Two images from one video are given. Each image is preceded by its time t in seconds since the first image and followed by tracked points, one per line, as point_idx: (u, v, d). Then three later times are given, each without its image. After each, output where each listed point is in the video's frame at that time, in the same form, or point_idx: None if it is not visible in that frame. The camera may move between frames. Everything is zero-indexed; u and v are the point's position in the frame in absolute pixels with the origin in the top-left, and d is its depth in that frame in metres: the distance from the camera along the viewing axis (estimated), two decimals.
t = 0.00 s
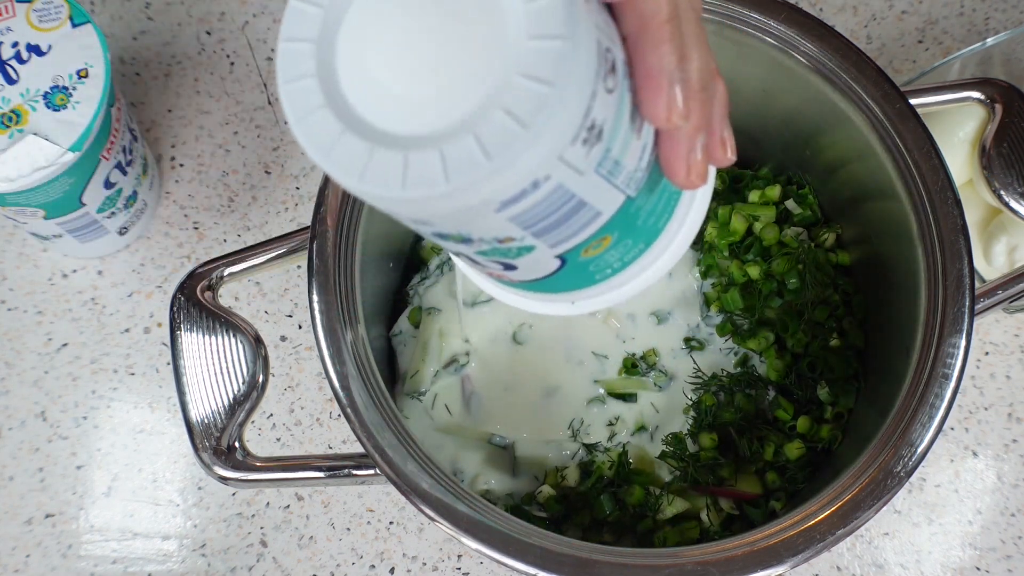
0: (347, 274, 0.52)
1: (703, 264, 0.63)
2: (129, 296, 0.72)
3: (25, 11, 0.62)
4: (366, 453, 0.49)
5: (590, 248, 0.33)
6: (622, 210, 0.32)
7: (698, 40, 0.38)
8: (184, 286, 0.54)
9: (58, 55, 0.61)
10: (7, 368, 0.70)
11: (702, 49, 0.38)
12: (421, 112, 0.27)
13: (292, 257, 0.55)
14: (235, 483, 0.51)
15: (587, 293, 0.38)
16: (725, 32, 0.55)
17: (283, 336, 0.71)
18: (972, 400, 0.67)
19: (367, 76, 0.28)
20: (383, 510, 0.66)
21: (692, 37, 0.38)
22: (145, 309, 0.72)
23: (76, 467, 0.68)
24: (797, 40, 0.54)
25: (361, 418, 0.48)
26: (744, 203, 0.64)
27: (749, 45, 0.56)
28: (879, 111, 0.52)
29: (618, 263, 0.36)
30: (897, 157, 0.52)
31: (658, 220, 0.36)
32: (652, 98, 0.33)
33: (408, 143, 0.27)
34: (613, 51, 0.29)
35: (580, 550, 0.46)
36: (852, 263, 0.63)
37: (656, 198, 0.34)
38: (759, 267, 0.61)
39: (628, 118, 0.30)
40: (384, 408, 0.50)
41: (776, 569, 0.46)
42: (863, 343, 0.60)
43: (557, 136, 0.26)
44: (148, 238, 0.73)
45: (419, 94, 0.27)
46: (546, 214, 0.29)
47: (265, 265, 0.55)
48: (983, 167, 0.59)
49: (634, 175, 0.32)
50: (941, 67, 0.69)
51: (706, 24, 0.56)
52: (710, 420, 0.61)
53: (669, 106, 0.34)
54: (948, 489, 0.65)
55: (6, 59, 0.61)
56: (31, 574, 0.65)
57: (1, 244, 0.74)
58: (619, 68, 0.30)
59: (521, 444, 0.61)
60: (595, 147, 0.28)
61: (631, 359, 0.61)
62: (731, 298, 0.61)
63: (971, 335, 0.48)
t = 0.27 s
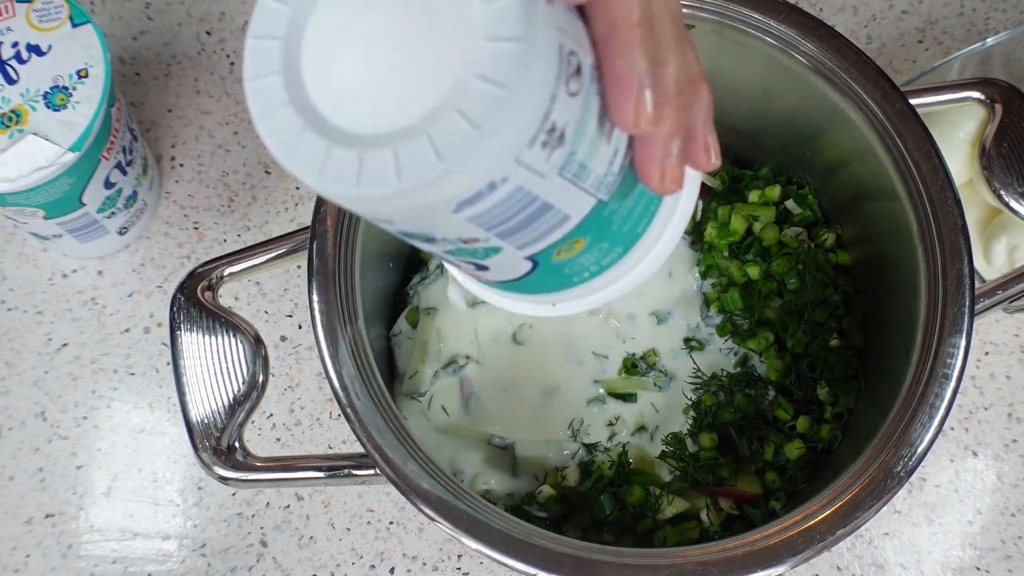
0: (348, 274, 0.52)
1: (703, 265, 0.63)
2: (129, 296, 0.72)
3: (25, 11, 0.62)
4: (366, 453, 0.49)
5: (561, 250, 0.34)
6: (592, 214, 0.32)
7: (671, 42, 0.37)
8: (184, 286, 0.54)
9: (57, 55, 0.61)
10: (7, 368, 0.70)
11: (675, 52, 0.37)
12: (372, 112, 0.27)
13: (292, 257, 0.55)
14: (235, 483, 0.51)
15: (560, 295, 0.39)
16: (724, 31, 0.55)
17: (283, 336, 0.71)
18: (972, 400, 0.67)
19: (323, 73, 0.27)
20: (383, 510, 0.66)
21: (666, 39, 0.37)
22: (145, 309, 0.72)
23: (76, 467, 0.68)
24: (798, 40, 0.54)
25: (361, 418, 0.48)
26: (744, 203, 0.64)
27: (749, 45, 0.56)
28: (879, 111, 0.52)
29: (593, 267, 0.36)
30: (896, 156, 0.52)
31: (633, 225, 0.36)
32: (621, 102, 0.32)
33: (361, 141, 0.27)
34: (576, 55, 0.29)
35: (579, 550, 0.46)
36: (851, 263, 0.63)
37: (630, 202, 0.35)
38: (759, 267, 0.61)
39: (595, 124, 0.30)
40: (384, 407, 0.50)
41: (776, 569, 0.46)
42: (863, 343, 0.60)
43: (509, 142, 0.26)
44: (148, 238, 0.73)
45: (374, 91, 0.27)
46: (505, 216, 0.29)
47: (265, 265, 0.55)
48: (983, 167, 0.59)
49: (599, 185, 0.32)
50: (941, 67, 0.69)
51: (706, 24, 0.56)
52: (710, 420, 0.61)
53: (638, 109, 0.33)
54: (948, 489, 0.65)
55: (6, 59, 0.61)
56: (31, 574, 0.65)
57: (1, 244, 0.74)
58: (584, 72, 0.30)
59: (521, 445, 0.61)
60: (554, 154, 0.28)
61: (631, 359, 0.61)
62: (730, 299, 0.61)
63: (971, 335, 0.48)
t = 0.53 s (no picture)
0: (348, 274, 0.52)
1: (703, 265, 0.63)
2: (129, 296, 0.72)
3: (25, 11, 0.62)
4: (366, 453, 0.49)
5: (447, 289, 0.37)
6: (461, 260, 0.35)
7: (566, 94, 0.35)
8: (184, 286, 0.54)
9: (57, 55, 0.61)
10: (6, 368, 0.70)
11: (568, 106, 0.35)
12: (193, 144, 0.27)
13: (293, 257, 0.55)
14: (235, 483, 0.51)
15: (487, 320, 0.43)
16: (724, 31, 0.56)
17: (283, 336, 0.71)
18: (972, 400, 0.67)
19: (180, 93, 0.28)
20: (383, 510, 0.66)
21: (561, 93, 0.35)
22: (145, 309, 0.72)
23: (76, 467, 0.68)
24: (797, 39, 0.54)
25: (361, 418, 0.48)
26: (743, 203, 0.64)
27: (749, 45, 0.56)
28: (879, 111, 0.52)
29: (501, 302, 0.40)
30: (895, 156, 0.53)
31: (536, 272, 0.38)
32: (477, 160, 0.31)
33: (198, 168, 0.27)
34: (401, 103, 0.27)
35: (579, 550, 0.46)
36: (852, 263, 0.63)
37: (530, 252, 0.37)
38: (759, 267, 0.61)
39: (439, 176, 0.30)
40: (383, 407, 0.50)
41: (776, 570, 0.45)
42: (863, 343, 0.60)
43: (302, 182, 0.26)
44: (148, 238, 0.73)
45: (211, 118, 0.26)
46: (332, 251, 0.31)
47: (265, 265, 0.55)
48: (983, 167, 0.59)
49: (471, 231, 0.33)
50: (941, 67, 0.69)
51: (706, 24, 0.56)
52: (710, 420, 0.61)
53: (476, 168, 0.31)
54: (948, 489, 0.65)
55: (5, 59, 0.61)
56: (31, 574, 0.65)
57: (1, 244, 0.74)
58: (413, 122, 0.28)
59: (521, 445, 0.61)
60: (374, 194, 0.28)
61: (631, 359, 0.62)
62: (729, 299, 0.61)
63: (971, 335, 0.48)
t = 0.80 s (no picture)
0: (348, 274, 0.52)
1: (702, 266, 0.64)
2: (129, 296, 0.72)
3: (24, 10, 0.61)
4: (366, 453, 0.49)
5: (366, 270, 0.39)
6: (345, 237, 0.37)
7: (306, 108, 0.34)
8: (184, 286, 0.54)
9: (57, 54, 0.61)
10: (6, 368, 0.70)
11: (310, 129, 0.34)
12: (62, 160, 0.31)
13: (292, 257, 0.56)
14: (235, 483, 0.51)
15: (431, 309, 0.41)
16: (724, 32, 0.55)
17: (283, 336, 0.71)
18: (972, 400, 0.67)
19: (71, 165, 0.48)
20: (383, 510, 0.66)
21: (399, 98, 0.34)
22: (145, 309, 0.72)
23: (76, 467, 0.68)
24: (798, 40, 0.54)
25: (361, 418, 0.48)
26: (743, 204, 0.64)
27: (749, 45, 0.56)
28: (880, 112, 0.52)
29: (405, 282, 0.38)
30: (895, 156, 0.53)
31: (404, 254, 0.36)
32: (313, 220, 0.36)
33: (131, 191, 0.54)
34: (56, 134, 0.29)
35: (579, 551, 0.46)
36: (852, 263, 0.63)
37: (369, 246, 0.37)
38: (759, 267, 0.61)
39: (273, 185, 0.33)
40: (383, 407, 0.50)
41: (776, 569, 0.45)
42: (863, 343, 0.60)
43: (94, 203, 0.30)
44: (148, 239, 0.73)
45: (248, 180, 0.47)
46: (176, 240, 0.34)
47: (265, 265, 0.55)
48: (983, 167, 0.59)
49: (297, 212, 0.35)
50: (941, 67, 0.69)
51: (706, 24, 0.56)
52: (709, 420, 0.61)
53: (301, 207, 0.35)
54: (948, 489, 0.65)
55: (5, 59, 0.61)
56: (31, 574, 0.65)
57: (1, 244, 0.74)
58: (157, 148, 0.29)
59: (520, 445, 0.61)
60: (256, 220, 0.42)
61: (631, 359, 0.62)
62: (729, 299, 0.61)
63: (971, 335, 0.48)
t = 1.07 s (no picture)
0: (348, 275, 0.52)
1: (702, 266, 0.63)
2: (129, 296, 0.72)
3: (25, 11, 0.62)
4: (366, 453, 0.49)
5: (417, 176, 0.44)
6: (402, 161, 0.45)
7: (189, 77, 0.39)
8: (185, 286, 0.54)
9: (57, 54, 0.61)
10: (6, 368, 0.70)
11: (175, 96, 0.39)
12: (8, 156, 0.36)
13: (293, 257, 0.56)
14: (235, 483, 0.51)
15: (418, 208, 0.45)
16: (724, 32, 0.55)
17: (283, 336, 0.71)
18: (972, 400, 0.67)
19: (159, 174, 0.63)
20: (383, 510, 0.66)
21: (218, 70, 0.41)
22: (145, 309, 0.72)
23: (76, 467, 0.68)
24: (798, 39, 0.54)
25: (361, 418, 0.48)
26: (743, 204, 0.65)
27: (749, 45, 0.56)
28: (879, 112, 0.52)
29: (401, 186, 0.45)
30: (895, 156, 0.53)
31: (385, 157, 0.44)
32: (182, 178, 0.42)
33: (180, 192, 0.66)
34: None
35: (580, 551, 0.46)
36: (852, 263, 0.63)
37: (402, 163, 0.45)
38: (758, 267, 0.61)
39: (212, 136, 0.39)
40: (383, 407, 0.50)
41: (776, 569, 0.45)
42: (863, 343, 0.60)
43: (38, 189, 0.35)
44: (148, 239, 0.73)
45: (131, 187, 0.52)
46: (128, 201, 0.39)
47: (265, 266, 0.55)
48: (983, 167, 0.59)
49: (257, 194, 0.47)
50: (941, 67, 0.69)
51: (706, 24, 0.56)
52: (709, 419, 0.61)
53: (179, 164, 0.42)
54: (948, 489, 0.65)
55: (6, 59, 0.61)
56: (31, 574, 0.65)
57: (1, 244, 0.74)
58: None
59: (520, 444, 0.60)
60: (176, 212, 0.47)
61: (631, 359, 0.62)
62: (729, 299, 0.61)
63: (971, 335, 0.48)
